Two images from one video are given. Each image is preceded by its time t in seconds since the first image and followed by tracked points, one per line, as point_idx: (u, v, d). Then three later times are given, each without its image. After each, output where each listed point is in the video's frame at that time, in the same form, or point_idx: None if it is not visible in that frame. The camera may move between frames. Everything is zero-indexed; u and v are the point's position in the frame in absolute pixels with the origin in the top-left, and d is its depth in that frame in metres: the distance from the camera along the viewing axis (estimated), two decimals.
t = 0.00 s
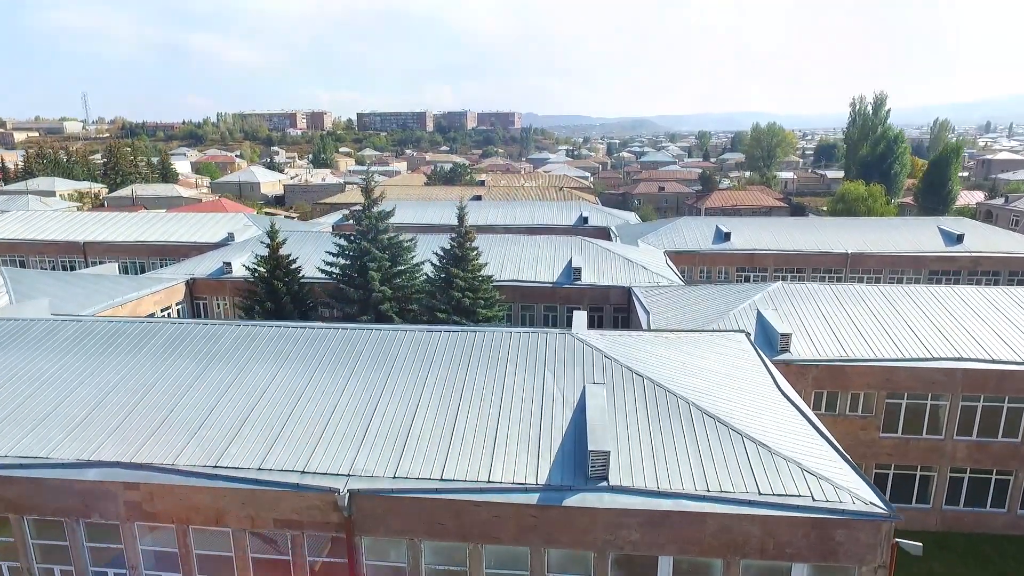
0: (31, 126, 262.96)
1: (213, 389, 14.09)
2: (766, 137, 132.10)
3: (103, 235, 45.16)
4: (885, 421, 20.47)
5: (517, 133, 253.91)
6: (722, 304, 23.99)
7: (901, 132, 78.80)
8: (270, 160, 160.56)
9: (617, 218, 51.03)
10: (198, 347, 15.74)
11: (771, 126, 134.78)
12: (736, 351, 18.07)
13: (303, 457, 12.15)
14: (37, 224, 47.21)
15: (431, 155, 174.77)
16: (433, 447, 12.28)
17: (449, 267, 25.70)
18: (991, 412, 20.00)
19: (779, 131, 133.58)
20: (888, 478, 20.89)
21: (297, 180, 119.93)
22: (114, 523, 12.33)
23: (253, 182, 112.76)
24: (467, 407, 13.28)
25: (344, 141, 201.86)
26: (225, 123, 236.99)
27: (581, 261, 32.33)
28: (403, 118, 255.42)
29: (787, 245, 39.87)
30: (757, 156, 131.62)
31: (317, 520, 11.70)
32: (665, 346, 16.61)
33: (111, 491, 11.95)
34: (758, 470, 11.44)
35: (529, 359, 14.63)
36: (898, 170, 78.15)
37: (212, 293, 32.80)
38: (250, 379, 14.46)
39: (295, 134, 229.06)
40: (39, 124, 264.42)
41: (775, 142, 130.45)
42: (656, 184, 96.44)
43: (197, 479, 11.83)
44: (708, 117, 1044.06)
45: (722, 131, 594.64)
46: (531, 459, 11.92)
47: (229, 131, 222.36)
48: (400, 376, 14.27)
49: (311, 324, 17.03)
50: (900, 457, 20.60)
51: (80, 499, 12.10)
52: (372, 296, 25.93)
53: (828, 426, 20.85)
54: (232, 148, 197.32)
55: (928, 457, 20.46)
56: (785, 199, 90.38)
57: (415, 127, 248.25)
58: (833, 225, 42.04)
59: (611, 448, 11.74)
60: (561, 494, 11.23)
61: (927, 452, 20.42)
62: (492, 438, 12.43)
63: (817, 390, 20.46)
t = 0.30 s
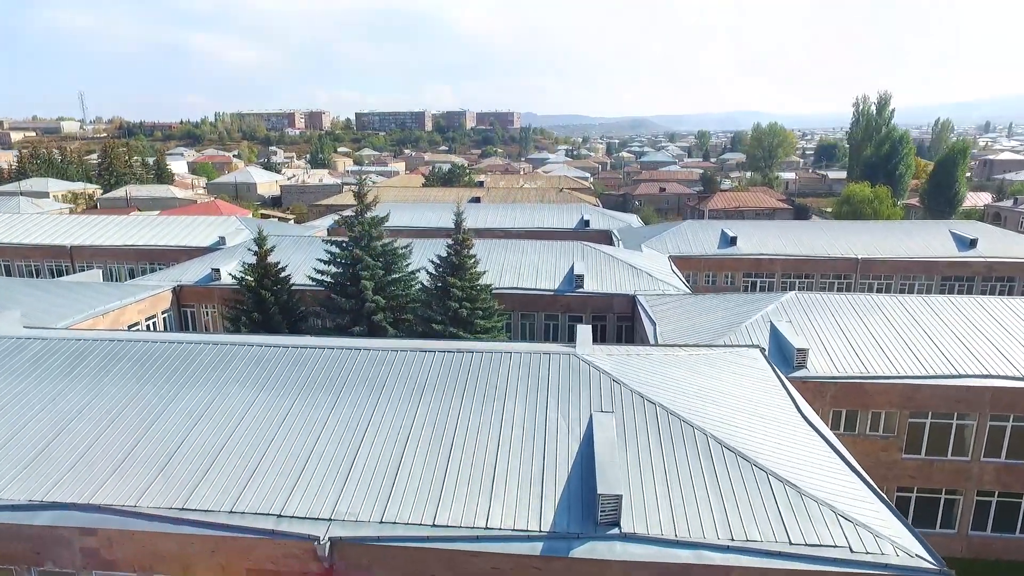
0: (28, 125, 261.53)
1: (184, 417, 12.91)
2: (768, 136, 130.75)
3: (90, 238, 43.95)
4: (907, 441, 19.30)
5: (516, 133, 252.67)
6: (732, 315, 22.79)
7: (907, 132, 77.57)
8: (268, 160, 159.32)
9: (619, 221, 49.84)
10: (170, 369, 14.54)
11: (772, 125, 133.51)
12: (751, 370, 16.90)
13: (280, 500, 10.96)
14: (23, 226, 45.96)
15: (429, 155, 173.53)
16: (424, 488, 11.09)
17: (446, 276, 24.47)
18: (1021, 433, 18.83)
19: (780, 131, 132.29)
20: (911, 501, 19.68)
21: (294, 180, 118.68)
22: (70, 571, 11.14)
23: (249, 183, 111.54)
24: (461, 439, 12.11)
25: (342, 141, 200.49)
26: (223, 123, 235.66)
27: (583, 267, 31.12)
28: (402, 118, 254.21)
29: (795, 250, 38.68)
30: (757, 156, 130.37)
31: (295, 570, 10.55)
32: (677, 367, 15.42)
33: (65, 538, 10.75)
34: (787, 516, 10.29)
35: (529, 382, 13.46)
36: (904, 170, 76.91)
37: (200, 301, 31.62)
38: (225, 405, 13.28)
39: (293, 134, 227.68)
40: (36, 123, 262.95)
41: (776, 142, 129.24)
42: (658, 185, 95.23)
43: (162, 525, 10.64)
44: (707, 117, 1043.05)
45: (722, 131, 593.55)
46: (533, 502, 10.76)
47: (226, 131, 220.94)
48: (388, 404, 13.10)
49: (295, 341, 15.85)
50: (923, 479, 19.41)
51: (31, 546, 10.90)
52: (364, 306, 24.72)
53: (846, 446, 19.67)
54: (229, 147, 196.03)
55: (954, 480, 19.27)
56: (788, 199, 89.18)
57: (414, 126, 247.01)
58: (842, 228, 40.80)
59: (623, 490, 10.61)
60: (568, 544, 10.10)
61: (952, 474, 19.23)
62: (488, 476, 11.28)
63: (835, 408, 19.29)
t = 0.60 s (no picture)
0: (25, 124, 259.87)
1: (148, 453, 11.73)
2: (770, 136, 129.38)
3: (77, 242, 42.59)
4: (937, 467, 18.02)
5: (515, 133, 251.36)
6: (746, 329, 21.45)
7: (913, 132, 76.22)
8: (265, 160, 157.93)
9: (621, 224, 48.51)
10: (135, 396, 13.32)
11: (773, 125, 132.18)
12: (772, 395, 15.61)
13: (253, 557, 9.81)
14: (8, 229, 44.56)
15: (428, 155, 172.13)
16: (414, 543, 9.95)
17: (442, 286, 23.03)
18: None
19: (782, 131, 130.97)
20: (941, 531, 18.35)
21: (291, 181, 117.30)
22: None
23: (245, 183, 110.17)
24: (455, 483, 10.96)
25: (340, 141, 198.95)
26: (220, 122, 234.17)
27: (586, 275, 29.78)
28: (400, 117, 252.83)
29: (805, 255, 37.34)
30: (759, 156, 128.98)
31: None
32: (694, 394, 14.10)
33: None
34: None
35: (530, 412, 12.27)
36: (910, 171, 75.57)
37: (186, 310, 30.30)
38: (193, 440, 12.09)
39: (291, 133, 226.21)
40: (33, 123, 261.25)
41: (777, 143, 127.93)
42: (659, 186, 93.88)
43: None
44: (706, 116, 1042.07)
45: (722, 131, 592.69)
46: (536, 562, 9.63)
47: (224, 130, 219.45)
48: (375, 439, 11.93)
49: (274, 363, 14.65)
50: (954, 508, 18.09)
51: None
52: (356, 318, 23.37)
53: (871, 472, 18.37)
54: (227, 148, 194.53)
55: (988, 509, 17.94)
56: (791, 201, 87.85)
57: (413, 126, 245.59)
58: (854, 231, 39.43)
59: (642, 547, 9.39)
60: None
61: (986, 503, 17.90)
62: (485, 527, 10.18)
63: (860, 433, 17.97)
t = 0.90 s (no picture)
0: (22, 124, 258.52)
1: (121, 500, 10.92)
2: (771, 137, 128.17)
3: (63, 247, 41.35)
4: (968, 493, 16.90)
5: (514, 133, 250.27)
6: (759, 343, 20.30)
7: (918, 133, 75.09)
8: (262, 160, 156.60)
9: (624, 227, 47.36)
10: (108, 432, 12.49)
11: (775, 126, 131.04)
12: (791, 415, 14.51)
13: None
14: None
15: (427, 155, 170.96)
16: None
17: (439, 297, 21.79)
18: None
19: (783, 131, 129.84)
20: (971, 561, 17.21)
21: (288, 182, 116.03)
22: None
23: (242, 184, 108.89)
24: (451, 526, 10.08)
25: (338, 141, 197.75)
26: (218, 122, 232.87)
27: (590, 282, 28.59)
28: (399, 118, 251.66)
29: (815, 260, 36.21)
30: (760, 157, 127.88)
31: None
32: (712, 421, 13.00)
33: None
34: None
35: (530, 444, 11.33)
36: (915, 173, 74.47)
37: (173, 319, 29.12)
38: (168, 482, 11.25)
39: (288, 133, 224.86)
40: (30, 122, 260.00)
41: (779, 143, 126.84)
42: (660, 187, 92.72)
43: None
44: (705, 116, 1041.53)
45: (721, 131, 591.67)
46: None
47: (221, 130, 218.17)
48: (363, 477, 11.06)
49: (255, 392, 13.76)
50: (987, 537, 16.94)
51: None
52: (349, 330, 22.19)
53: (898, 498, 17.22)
54: (225, 148, 193.41)
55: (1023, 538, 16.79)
56: (794, 202, 86.74)
57: (412, 126, 244.51)
58: (864, 235, 38.27)
59: None
60: None
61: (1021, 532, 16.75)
62: None
63: (886, 456, 16.80)
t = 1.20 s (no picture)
0: (19, 125, 257.16)
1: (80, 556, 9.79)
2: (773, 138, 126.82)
3: (49, 253, 40.05)
4: (1005, 528, 15.75)
5: (514, 135, 249.09)
6: (776, 363, 19.09)
7: (924, 136, 73.88)
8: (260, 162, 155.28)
9: (626, 233, 46.14)
10: (70, 470, 11.34)
11: (776, 127, 129.80)
12: (816, 446, 13.32)
13: None
14: None
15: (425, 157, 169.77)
16: None
17: (436, 312, 20.52)
18: None
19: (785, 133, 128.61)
20: None
21: (285, 184, 114.76)
22: None
23: (238, 186, 107.59)
24: None
25: (337, 143, 196.57)
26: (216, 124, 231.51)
27: (594, 293, 27.33)
28: (398, 119, 250.53)
29: (825, 268, 34.98)
30: (761, 160, 126.74)
31: None
32: (733, 456, 11.81)
33: None
34: None
35: (536, 490, 10.21)
36: (921, 176, 73.27)
37: (158, 331, 27.84)
38: (133, 530, 10.13)
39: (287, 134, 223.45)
40: (28, 123, 258.69)
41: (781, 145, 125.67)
42: (662, 190, 91.52)
43: None
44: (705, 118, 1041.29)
45: (721, 132, 590.98)
46: None
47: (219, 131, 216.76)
48: (350, 526, 9.96)
49: (228, 426, 12.55)
50: None
51: None
52: (340, 347, 20.93)
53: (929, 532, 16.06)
54: (222, 149, 192.14)
55: None
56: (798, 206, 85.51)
57: (411, 128, 243.41)
58: (876, 242, 37.03)
59: None
60: None
61: None
62: None
63: (918, 488, 15.60)
